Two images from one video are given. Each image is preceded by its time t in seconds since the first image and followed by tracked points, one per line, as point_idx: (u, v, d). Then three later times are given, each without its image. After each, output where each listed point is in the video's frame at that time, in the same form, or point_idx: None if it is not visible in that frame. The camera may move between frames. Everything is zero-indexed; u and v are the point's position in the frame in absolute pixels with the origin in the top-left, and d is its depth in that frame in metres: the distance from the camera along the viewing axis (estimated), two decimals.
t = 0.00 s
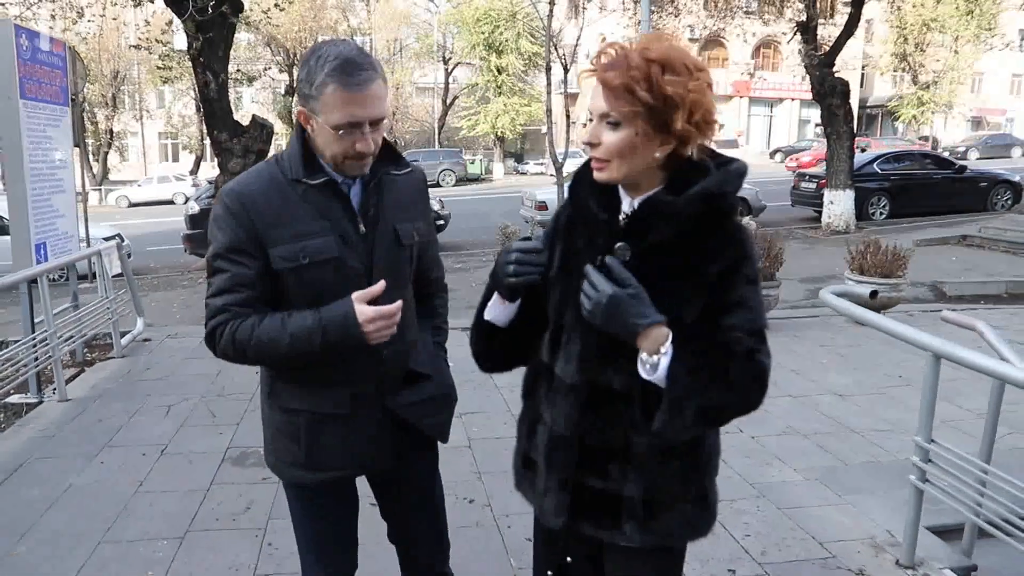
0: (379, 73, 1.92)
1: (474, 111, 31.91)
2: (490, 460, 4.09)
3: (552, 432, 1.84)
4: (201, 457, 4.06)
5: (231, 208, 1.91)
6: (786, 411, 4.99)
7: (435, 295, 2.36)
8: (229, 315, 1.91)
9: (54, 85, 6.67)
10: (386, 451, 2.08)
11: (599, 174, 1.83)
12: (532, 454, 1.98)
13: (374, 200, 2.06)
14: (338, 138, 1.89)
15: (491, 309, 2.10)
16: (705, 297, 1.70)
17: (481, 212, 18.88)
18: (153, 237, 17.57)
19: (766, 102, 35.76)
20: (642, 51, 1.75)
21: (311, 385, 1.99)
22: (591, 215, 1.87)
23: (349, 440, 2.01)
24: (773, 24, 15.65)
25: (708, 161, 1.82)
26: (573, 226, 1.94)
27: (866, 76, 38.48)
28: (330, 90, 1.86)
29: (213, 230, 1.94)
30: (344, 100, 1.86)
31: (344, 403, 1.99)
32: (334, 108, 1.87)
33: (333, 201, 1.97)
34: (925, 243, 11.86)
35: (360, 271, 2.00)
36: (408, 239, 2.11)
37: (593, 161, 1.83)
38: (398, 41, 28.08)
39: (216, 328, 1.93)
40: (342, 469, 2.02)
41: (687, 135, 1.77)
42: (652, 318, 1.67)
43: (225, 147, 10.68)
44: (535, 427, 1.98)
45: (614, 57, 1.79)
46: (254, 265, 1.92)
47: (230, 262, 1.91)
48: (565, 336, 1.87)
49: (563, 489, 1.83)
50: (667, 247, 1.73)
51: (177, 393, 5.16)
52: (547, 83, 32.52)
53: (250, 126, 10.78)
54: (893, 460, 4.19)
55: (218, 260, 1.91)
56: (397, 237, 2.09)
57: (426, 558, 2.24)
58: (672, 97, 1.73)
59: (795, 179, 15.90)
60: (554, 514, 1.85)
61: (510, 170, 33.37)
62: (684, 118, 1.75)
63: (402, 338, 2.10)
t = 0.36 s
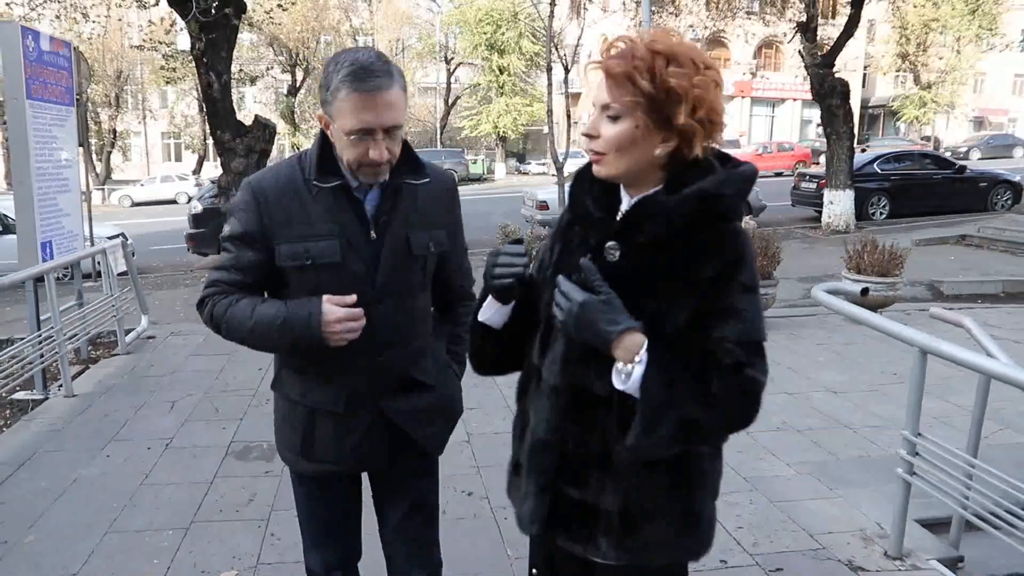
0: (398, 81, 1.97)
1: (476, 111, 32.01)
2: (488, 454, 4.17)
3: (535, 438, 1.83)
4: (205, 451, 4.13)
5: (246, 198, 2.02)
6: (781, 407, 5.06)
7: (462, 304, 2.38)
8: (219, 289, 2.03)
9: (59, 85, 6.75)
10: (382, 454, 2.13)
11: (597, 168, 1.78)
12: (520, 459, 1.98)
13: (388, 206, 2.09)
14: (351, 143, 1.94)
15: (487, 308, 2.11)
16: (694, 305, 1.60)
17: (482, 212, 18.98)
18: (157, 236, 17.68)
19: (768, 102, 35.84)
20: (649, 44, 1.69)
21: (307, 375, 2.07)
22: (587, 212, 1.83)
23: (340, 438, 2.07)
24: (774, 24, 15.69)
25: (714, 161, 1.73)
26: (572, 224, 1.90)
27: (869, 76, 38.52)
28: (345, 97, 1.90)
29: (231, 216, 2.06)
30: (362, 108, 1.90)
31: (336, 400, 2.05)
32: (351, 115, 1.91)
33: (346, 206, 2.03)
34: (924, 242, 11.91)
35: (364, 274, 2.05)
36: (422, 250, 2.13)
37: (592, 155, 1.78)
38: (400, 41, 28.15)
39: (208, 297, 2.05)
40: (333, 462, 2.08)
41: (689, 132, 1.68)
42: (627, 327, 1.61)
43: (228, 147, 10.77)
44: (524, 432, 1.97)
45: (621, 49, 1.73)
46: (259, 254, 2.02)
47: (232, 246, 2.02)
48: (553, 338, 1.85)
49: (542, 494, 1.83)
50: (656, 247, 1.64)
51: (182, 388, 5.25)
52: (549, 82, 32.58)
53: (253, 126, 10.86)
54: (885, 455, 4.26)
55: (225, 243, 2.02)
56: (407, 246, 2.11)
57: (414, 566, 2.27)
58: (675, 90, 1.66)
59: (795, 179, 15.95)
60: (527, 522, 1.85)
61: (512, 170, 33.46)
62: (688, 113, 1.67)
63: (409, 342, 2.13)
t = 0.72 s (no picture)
0: (432, 50, 2.07)
1: (478, 110, 32.10)
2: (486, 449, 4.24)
3: (538, 451, 1.76)
4: (208, 445, 4.20)
5: (291, 184, 2.06)
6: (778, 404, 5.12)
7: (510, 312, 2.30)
8: (260, 273, 2.05)
9: (64, 85, 6.83)
10: (408, 458, 2.09)
11: (600, 174, 1.71)
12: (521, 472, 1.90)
13: (423, 200, 2.08)
14: (391, 97, 1.99)
15: (487, 321, 1.97)
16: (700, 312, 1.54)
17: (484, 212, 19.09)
18: (160, 235, 17.79)
19: (770, 102, 35.89)
20: (647, 42, 1.62)
21: (342, 367, 2.07)
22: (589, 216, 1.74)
23: (366, 436, 2.05)
24: (774, 24, 15.74)
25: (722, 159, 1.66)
26: (574, 229, 1.80)
27: (871, 76, 38.54)
28: (384, 56, 2.01)
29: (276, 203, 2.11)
30: (403, 59, 1.99)
31: (364, 394, 2.04)
32: (390, 71, 1.99)
33: (381, 195, 2.04)
34: (924, 242, 11.96)
35: (397, 269, 2.04)
36: (456, 247, 2.10)
37: (596, 160, 1.71)
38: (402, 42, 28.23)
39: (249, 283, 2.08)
40: (359, 459, 2.06)
41: (693, 131, 1.62)
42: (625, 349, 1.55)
43: (231, 147, 10.84)
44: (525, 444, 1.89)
45: (620, 46, 1.67)
46: (298, 242, 2.06)
47: (275, 231, 2.06)
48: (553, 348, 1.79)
49: (542, 510, 1.78)
50: (659, 250, 1.56)
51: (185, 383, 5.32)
52: (551, 82, 32.64)
53: (255, 125, 10.92)
54: (877, 450, 4.32)
55: (269, 226, 2.06)
56: (441, 241, 2.08)
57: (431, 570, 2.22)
58: (677, 89, 1.59)
59: (796, 179, 16.00)
60: (529, 536, 1.81)
61: (514, 170, 33.55)
62: (690, 112, 1.61)
63: (440, 342, 2.08)
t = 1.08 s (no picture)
0: (436, 45, 2.08)
1: (479, 110, 32.19)
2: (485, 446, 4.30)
3: (547, 460, 1.67)
4: (211, 442, 4.26)
5: (311, 192, 2.09)
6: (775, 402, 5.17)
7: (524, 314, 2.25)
8: (288, 287, 2.06)
9: (68, 86, 6.89)
10: (423, 460, 2.07)
11: (611, 185, 1.63)
12: (527, 482, 1.79)
13: (440, 198, 2.09)
14: (400, 92, 2.02)
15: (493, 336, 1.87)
16: (721, 319, 1.48)
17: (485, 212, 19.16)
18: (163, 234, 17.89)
19: (772, 102, 35.96)
20: (652, 48, 1.53)
21: (361, 370, 2.06)
22: (600, 221, 1.66)
23: (382, 437, 2.02)
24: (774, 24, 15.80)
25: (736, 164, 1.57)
26: (584, 232, 1.71)
27: (873, 76, 38.61)
28: (391, 53, 2.05)
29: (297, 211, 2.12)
30: (408, 52, 2.04)
31: (382, 395, 2.02)
32: (398, 64, 2.03)
33: (398, 195, 2.05)
34: (923, 242, 12.00)
35: (416, 265, 2.05)
36: (473, 244, 2.10)
37: (605, 169, 1.63)
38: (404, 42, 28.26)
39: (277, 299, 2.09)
40: (373, 463, 2.03)
41: (705, 141, 1.53)
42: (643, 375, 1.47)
43: (233, 146, 10.89)
44: (533, 451, 1.80)
45: (624, 51, 1.58)
46: (320, 249, 2.07)
47: (299, 242, 2.07)
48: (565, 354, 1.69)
49: (555, 522, 1.68)
50: (678, 259, 1.50)
51: (188, 381, 5.38)
52: (552, 83, 32.70)
53: (257, 125, 10.98)
54: (873, 447, 4.37)
55: (292, 235, 2.08)
56: (458, 240, 2.09)
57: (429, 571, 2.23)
58: (686, 99, 1.51)
59: (796, 179, 16.03)
60: (541, 547, 1.70)
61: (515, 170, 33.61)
62: (701, 122, 1.52)
63: (457, 342, 2.08)
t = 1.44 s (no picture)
0: (440, 57, 2.06)
1: (481, 110, 32.25)
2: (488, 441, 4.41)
3: (557, 457, 1.70)
4: (218, 438, 4.32)
5: (306, 198, 2.03)
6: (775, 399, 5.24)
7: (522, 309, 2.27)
8: (290, 299, 2.01)
9: (74, 86, 6.96)
10: (432, 461, 2.06)
11: (619, 183, 1.65)
12: (533, 478, 1.81)
13: (446, 200, 2.10)
14: (406, 111, 2.00)
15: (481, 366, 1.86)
16: (732, 317, 1.51)
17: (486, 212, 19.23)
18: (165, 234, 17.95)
19: (773, 102, 36.00)
20: (672, 52, 1.54)
21: (368, 376, 2.02)
22: (612, 221, 1.69)
23: (394, 441, 2.00)
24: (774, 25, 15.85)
25: (746, 166, 1.61)
26: (594, 231, 1.75)
27: (874, 77, 38.67)
28: (395, 67, 2.01)
29: (292, 217, 2.05)
30: (408, 75, 1.99)
31: (392, 399, 2.00)
32: (401, 83, 1.99)
33: (402, 200, 2.04)
34: (923, 242, 12.06)
35: (425, 264, 2.04)
36: (479, 246, 2.12)
37: (615, 169, 1.65)
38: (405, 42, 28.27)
39: (277, 312, 2.03)
40: (384, 468, 2.01)
41: (718, 149, 1.55)
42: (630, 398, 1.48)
43: (237, 146, 10.95)
44: (537, 449, 1.83)
45: (642, 53, 1.59)
46: (323, 255, 2.01)
47: (297, 250, 2.01)
48: (576, 352, 1.68)
49: (568, 519, 1.69)
50: (691, 260, 1.52)
51: (194, 378, 5.44)
52: (554, 83, 32.77)
53: (260, 126, 11.04)
54: (870, 443, 4.43)
55: (287, 245, 2.03)
56: (464, 241, 2.10)
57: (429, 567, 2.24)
58: (702, 105, 1.52)
59: (797, 179, 16.08)
60: (555, 545, 1.70)
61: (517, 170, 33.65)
62: (716, 130, 1.54)
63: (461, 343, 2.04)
